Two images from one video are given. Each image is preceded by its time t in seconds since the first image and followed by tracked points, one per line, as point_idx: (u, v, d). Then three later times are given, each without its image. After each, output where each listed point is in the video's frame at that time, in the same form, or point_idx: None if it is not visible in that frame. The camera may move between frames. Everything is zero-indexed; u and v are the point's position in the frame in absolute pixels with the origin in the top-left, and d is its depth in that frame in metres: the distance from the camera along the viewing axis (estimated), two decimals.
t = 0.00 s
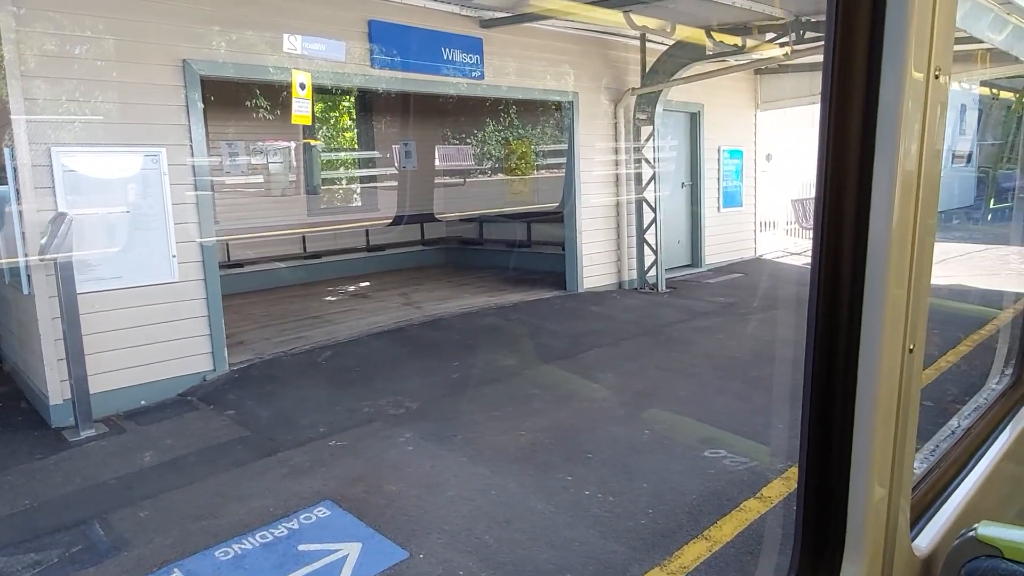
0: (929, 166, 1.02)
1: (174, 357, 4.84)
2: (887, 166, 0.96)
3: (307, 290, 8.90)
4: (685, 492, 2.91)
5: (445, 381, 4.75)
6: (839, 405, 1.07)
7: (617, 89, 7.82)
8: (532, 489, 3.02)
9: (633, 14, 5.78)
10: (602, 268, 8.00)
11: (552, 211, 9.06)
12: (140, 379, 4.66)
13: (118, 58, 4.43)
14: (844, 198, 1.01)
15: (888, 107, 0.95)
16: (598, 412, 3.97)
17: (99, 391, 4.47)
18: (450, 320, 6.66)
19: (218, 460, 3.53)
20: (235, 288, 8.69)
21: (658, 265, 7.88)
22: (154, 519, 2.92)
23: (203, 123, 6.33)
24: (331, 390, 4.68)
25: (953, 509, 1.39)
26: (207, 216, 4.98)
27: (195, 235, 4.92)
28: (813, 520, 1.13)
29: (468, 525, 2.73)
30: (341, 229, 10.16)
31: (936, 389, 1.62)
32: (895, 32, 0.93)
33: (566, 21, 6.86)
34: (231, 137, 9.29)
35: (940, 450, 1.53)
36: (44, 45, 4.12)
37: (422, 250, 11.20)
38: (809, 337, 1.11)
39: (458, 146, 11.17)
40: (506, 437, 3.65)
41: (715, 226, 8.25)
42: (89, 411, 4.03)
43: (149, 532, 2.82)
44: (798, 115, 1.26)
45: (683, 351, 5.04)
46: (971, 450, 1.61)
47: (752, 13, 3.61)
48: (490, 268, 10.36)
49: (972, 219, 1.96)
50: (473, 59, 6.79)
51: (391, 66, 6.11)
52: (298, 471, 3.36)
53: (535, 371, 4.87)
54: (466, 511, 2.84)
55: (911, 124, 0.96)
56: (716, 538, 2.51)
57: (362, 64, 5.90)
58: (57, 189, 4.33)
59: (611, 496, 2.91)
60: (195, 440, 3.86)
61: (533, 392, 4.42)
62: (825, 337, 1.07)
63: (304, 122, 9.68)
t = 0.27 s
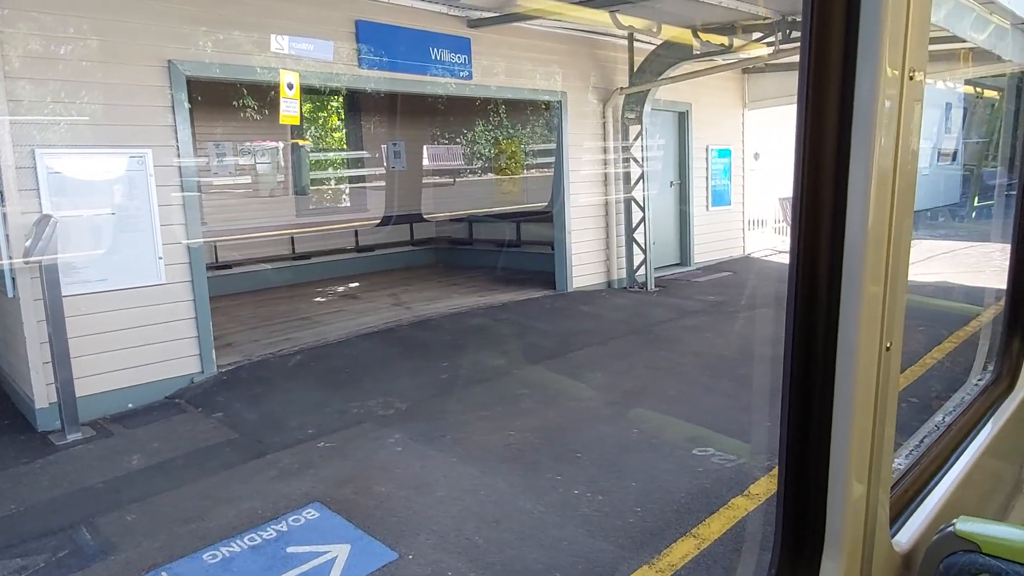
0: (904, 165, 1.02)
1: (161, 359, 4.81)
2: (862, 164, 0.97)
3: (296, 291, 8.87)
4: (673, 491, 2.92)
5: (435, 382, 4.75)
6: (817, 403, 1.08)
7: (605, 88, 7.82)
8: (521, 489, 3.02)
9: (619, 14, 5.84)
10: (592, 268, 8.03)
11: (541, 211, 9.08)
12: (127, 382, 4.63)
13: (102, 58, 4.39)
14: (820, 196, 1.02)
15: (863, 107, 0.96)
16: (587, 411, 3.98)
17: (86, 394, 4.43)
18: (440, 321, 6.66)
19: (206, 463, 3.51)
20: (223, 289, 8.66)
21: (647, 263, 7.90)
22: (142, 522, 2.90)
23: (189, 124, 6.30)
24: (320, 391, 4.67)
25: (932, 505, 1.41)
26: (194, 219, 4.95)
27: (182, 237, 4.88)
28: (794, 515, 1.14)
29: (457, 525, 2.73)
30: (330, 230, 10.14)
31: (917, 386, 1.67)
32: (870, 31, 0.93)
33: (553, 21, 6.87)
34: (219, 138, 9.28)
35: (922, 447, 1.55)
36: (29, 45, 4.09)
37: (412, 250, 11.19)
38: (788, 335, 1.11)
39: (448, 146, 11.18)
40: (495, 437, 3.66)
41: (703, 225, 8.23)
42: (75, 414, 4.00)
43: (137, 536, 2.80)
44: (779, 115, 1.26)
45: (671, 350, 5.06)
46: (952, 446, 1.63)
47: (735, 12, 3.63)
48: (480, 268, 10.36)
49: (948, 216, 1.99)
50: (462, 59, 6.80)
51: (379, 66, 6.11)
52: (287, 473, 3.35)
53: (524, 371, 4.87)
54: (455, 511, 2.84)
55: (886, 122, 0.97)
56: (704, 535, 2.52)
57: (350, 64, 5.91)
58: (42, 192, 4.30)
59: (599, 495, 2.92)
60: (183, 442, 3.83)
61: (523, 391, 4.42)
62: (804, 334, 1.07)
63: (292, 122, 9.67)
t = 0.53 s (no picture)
0: (881, 166, 1.03)
1: (148, 363, 4.78)
2: (840, 164, 0.97)
3: (285, 293, 8.84)
4: (662, 491, 2.93)
5: (424, 384, 4.74)
6: (797, 404, 1.09)
7: (594, 89, 7.88)
8: (511, 491, 3.02)
9: (606, 16, 5.86)
10: (582, 268, 8.08)
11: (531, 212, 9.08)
12: (115, 386, 4.60)
13: (87, 59, 4.35)
14: (799, 198, 1.02)
15: (840, 108, 0.96)
16: (577, 412, 3.98)
17: (73, 399, 4.39)
18: (430, 322, 6.65)
19: (193, 467, 3.48)
20: (211, 292, 8.61)
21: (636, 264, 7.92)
22: (129, 528, 2.88)
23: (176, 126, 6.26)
24: (309, 394, 4.65)
25: (913, 506, 1.42)
26: (181, 221, 4.94)
27: (168, 240, 4.85)
28: (775, 513, 1.14)
29: (447, 528, 2.72)
30: (320, 232, 10.10)
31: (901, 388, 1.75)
32: (846, 30, 0.94)
33: (541, 22, 6.87)
34: (207, 139, 9.26)
35: (904, 448, 1.58)
36: (12, 45, 4.06)
37: (402, 252, 11.17)
38: (768, 336, 1.12)
39: (438, 146, 11.11)
40: (485, 438, 3.65)
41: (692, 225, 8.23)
42: (62, 419, 3.95)
43: (124, 541, 2.77)
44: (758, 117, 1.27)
45: (660, 350, 5.07)
46: (933, 446, 1.65)
47: (719, 13, 3.64)
48: (470, 269, 10.36)
49: (927, 218, 2.01)
50: (450, 61, 6.79)
51: (367, 67, 6.09)
52: (275, 477, 3.33)
53: (514, 372, 4.88)
54: (444, 514, 2.83)
55: (864, 121, 0.97)
56: (693, 536, 2.52)
57: (338, 66, 5.92)
58: (27, 194, 4.30)
59: (589, 496, 2.92)
60: (171, 447, 3.81)
61: (512, 393, 4.42)
62: (783, 333, 1.08)
63: (281, 122, 9.63)
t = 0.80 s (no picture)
0: (860, 165, 1.04)
1: (135, 366, 4.74)
2: (818, 164, 0.97)
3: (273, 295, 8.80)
4: (651, 490, 2.94)
5: (413, 384, 4.73)
6: (778, 403, 1.09)
7: (583, 89, 7.92)
8: (500, 491, 3.01)
9: (593, 16, 5.88)
10: (572, 268, 8.16)
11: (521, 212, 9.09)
12: (102, 389, 4.55)
13: (71, 59, 4.30)
14: (778, 198, 1.03)
15: (818, 107, 0.96)
16: (565, 412, 3.99)
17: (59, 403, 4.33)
18: (420, 323, 6.64)
19: (181, 470, 3.45)
20: (199, 294, 8.56)
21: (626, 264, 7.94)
22: (115, 532, 2.85)
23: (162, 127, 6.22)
24: (298, 396, 4.63)
25: (897, 503, 1.43)
26: (168, 222, 4.90)
27: (154, 241, 4.82)
28: (757, 512, 1.15)
29: (436, 529, 2.71)
30: (308, 233, 10.07)
31: (888, 384, 1.88)
32: (823, 29, 0.94)
33: (529, 23, 6.86)
34: (194, 140, 9.19)
35: (887, 446, 1.60)
36: None
37: (391, 253, 11.16)
38: (750, 335, 1.12)
39: (428, 146, 11.12)
40: (474, 439, 3.65)
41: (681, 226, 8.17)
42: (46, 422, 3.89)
43: (110, 545, 2.74)
44: (740, 117, 1.28)
45: (649, 350, 5.09)
46: (916, 445, 1.66)
47: (704, 13, 3.66)
48: (460, 270, 10.36)
49: (908, 217, 2.04)
50: (438, 62, 6.78)
51: (355, 68, 6.08)
52: (263, 480, 3.31)
53: (503, 372, 4.88)
54: (433, 515, 2.82)
55: (842, 121, 0.97)
56: (682, 534, 2.53)
57: (327, 66, 5.90)
58: (11, 196, 4.28)
59: (578, 496, 2.92)
60: (158, 450, 3.77)
61: (501, 393, 4.42)
62: (765, 334, 1.08)
63: (269, 123, 9.57)
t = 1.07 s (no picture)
0: (843, 164, 1.04)
1: (123, 367, 4.70)
2: (800, 162, 0.98)
3: (263, 296, 8.76)
4: (641, 489, 2.94)
5: (404, 385, 4.72)
6: (762, 401, 1.09)
7: (573, 89, 7.92)
8: (490, 491, 3.01)
9: (582, 16, 5.89)
10: (563, 269, 8.13)
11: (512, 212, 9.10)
12: (89, 392, 4.52)
13: (58, 59, 4.27)
14: (761, 196, 1.03)
15: (799, 105, 0.96)
16: (556, 411, 3.99)
17: (45, 405, 4.29)
18: (411, 323, 6.63)
19: (169, 472, 3.43)
20: (188, 295, 8.51)
21: (617, 264, 7.94)
22: (103, 535, 2.82)
23: (150, 127, 6.17)
24: (288, 397, 4.61)
25: (883, 500, 1.44)
26: (156, 223, 4.86)
27: (142, 242, 4.79)
28: (742, 510, 1.15)
29: (426, 529, 2.71)
30: (299, 234, 10.03)
31: (876, 383, 1.98)
32: (804, 27, 0.94)
33: (519, 23, 6.86)
34: (183, 141, 9.19)
35: (873, 444, 1.61)
36: None
37: (382, 253, 11.14)
38: (734, 333, 1.13)
39: (419, 147, 11.12)
40: (465, 439, 3.64)
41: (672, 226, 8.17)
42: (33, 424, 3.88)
43: (97, 548, 2.72)
44: (726, 118, 1.29)
45: (639, 349, 5.10)
46: (902, 442, 1.67)
47: (691, 12, 3.67)
48: (452, 270, 10.35)
49: (895, 217, 2.05)
50: (429, 61, 6.77)
51: (344, 68, 6.06)
52: (253, 482, 3.30)
53: (494, 372, 4.88)
54: (424, 515, 2.82)
55: (824, 119, 0.97)
56: (672, 533, 2.53)
57: (317, 66, 5.88)
58: None
59: (568, 496, 2.92)
60: (146, 452, 3.74)
61: (492, 393, 4.42)
62: (749, 332, 1.09)
63: (259, 122, 9.52)
